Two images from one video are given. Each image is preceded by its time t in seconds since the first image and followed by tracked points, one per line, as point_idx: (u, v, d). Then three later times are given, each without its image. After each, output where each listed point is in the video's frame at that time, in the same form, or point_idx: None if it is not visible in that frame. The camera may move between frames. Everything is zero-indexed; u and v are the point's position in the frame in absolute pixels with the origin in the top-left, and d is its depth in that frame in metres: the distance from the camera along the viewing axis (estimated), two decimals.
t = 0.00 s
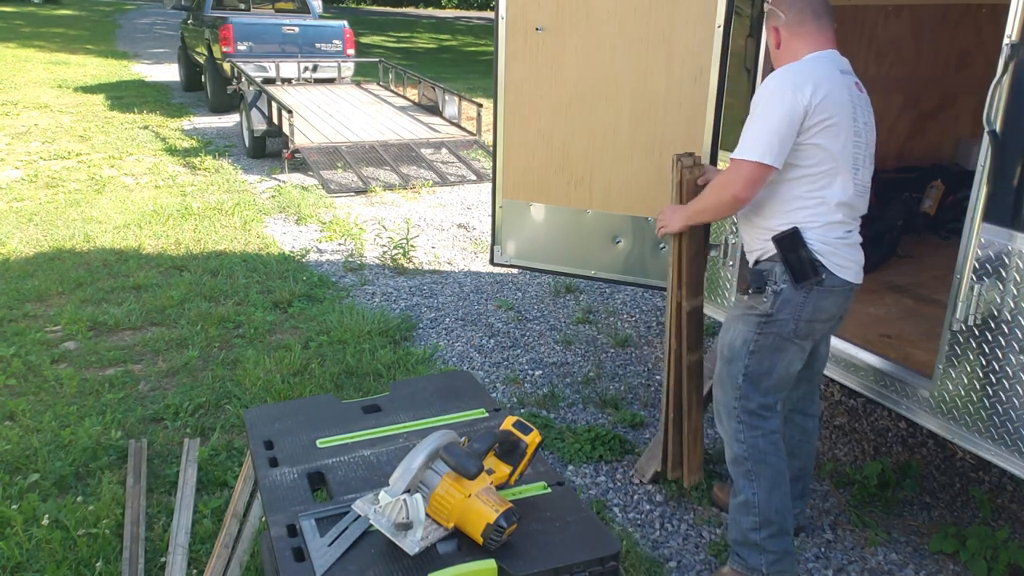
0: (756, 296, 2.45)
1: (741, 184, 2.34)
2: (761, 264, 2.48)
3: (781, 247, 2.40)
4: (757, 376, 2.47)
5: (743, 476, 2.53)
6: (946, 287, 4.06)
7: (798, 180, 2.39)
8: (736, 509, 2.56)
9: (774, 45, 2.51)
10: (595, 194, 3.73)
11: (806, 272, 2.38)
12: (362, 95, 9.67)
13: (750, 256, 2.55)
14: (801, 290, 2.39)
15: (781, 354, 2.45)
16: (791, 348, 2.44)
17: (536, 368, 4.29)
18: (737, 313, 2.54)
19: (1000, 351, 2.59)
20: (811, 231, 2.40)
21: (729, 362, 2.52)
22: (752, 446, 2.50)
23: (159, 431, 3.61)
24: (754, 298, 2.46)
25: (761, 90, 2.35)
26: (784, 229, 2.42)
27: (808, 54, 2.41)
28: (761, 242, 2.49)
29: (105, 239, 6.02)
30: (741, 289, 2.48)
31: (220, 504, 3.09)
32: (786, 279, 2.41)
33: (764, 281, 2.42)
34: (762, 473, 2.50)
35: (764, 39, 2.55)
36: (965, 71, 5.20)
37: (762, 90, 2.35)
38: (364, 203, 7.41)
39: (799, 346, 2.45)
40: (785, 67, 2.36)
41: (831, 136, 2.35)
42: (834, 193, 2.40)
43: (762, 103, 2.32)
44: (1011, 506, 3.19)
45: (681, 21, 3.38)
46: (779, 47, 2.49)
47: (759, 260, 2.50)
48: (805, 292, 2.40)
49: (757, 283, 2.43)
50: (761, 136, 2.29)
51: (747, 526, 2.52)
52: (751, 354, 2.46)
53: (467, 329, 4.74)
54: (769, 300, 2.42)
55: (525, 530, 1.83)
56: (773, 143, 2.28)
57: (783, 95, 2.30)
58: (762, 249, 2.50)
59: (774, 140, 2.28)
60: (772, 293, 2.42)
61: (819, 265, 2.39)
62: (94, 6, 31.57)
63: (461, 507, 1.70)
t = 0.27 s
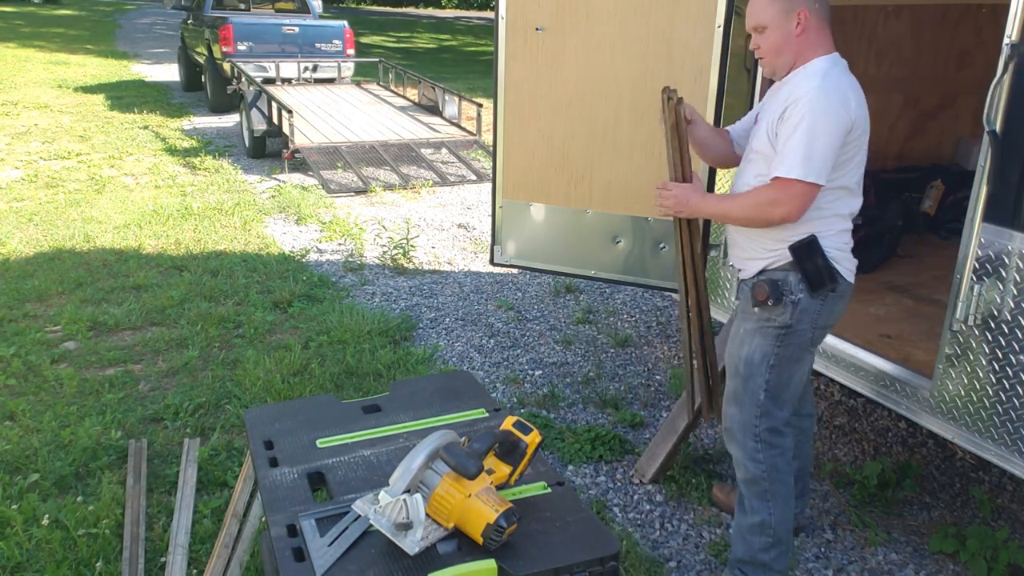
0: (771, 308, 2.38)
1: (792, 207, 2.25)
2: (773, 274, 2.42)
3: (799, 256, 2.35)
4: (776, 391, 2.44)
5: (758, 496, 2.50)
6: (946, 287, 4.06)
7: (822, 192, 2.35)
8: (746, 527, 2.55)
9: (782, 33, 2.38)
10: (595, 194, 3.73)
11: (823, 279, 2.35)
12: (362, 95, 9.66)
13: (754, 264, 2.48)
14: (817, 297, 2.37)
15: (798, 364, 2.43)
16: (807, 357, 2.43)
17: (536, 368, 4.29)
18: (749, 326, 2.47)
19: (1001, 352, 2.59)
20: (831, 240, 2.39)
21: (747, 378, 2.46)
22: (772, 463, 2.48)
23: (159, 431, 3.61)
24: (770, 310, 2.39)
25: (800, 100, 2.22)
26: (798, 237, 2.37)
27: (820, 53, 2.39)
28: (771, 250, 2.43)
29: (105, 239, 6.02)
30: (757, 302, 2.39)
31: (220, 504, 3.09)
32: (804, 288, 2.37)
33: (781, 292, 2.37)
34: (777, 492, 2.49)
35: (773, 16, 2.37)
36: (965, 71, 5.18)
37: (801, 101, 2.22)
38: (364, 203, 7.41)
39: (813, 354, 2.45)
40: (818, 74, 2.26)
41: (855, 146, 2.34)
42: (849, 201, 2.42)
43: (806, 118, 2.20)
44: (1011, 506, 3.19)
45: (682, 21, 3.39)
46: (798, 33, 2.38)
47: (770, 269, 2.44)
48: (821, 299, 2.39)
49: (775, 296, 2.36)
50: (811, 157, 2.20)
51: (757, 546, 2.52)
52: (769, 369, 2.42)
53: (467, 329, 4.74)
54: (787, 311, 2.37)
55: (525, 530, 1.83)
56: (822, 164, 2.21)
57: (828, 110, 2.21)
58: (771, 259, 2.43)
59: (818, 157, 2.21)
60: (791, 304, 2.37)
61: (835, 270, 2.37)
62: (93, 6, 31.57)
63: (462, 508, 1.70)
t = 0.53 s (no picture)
0: (770, 333, 2.28)
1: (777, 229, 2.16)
2: (770, 296, 2.31)
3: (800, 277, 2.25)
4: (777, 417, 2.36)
5: (755, 518, 2.44)
6: (946, 287, 4.06)
7: (821, 214, 2.27)
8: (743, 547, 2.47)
9: (794, 34, 2.16)
10: (595, 194, 3.74)
11: (822, 300, 2.26)
12: (362, 96, 9.66)
13: (745, 283, 2.37)
14: (816, 318, 2.29)
15: (797, 387, 2.35)
16: (806, 379, 2.36)
17: (536, 368, 4.29)
18: (745, 352, 2.35)
19: (1001, 351, 2.59)
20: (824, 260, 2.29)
21: (747, 409, 2.36)
22: (769, 488, 2.40)
23: (159, 431, 3.61)
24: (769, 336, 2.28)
25: (814, 113, 2.10)
26: (796, 257, 2.28)
27: (826, 65, 2.22)
28: (767, 268, 2.32)
29: (105, 239, 6.02)
30: (757, 328, 2.28)
31: (220, 504, 3.09)
32: (802, 310, 2.28)
33: (781, 317, 2.26)
34: (775, 515, 2.43)
35: (789, 18, 2.13)
36: (965, 71, 5.18)
37: (816, 112, 2.10)
38: (364, 203, 7.41)
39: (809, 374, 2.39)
40: (833, 86, 2.14)
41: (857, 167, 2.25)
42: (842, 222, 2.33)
43: (819, 131, 2.09)
44: (1011, 506, 3.18)
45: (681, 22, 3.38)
46: (812, 41, 2.18)
47: (765, 291, 2.33)
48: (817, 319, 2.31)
49: (776, 321, 2.25)
50: (816, 175, 2.09)
51: (756, 565, 2.44)
52: (769, 395, 2.32)
53: (467, 329, 4.74)
54: (788, 335, 2.27)
55: (525, 530, 1.82)
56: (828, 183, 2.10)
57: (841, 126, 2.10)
58: (765, 278, 2.33)
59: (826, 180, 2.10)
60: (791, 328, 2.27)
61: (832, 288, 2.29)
62: (93, 6, 31.59)
63: (461, 507, 1.70)
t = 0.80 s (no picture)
0: (773, 360, 2.19)
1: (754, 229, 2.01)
2: (767, 319, 2.20)
3: (800, 298, 2.17)
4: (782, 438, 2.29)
5: (762, 533, 2.35)
6: (946, 287, 4.06)
7: (813, 226, 2.16)
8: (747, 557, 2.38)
9: (790, 31, 2.03)
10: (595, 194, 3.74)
11: (820, 316, 2.20)
12: (362, 96, 9.66)
13: (740, 305, 2.25)
14: (814, 335, 2.22)
15: (799, 404, 2.29)
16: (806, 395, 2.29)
17: (536, 368, 4.29)
18: (745, 380, 2.25)
19: (1000, 351, 2.59)
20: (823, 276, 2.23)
21: (753, 435, 2.26)
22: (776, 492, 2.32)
23: (159, 431, 3.61)
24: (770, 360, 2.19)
25: (810, 113, 1.98)
26: (796, 275, 2.18)
27: (816, 64, 2.10)
28: (763, 287, 2.20)
29: (105, 239, 6.02)
30: (759, 355, 2.18)
31: (220, 504, 3.09)
32: (801, 329, 2.19)
33: (782, 340, 2.17)
34: (783, 528, 2.35)
35: (784, 10, 1.99)
36: (965, 71, 5.21)
37: (812, 110, 1.98)
38: (364, 203, 7.41)
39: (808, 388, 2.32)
40: (830, 88, 2.02)
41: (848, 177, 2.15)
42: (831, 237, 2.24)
43: (812, 129, 1.97)
44: (1011, 506, 3.18)
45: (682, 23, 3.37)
46: (805, 37, 2.05)
47: (760, 313, 2.22)
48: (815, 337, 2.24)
49: (781, 349, 2.17)
50: (806, 178, 1.96)
51: None
52: (775, 420, 2.25)
53: (467, 329, 4.74)
54: (790, 357, 2.19)
55: (526, 530, 1.82)
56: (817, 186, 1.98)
57: (835, 127, 1.99)
58: (761, 299, 2.21)
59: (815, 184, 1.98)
60: (793, 350, 2.19)
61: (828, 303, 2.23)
62: (93, 6, 31.58)
63: (462, 507, 1.70)
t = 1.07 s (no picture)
0: (736, 388, 2.07)
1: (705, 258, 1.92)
2: (729, 346, 2.07)
3: (762, 323, 2.06)
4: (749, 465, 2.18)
5: (742, 550, 2.26)
6: (947, 287, 4.05)
7: (770, 250, 2.05)
8: (736, 574, 2.31)
9: (729, 49, 1.94)
10: (594, 194, 3.71)
11: (782, 340, 2.10)
12: (362, 95, 9.65)
13: (699, 331, 2.10)
14: (776, 361, 2.12)
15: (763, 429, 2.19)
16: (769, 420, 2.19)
17: (536, 368, 4.29)
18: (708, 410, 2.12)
19: (1001, 351, 2.58)
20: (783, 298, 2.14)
21: (719, 466, 2.15)
22: (753, 515, 2.23)
23: (158, 431, 3.60)
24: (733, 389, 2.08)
25: (752, 134, 1.88)
26: (757, 301, 2.07)
27: (762, 80, 2.01)
28: (723, 311, 2.07)
29: (104, 239, 6.01)
30: (722, 385, 2.06)
31: (219, 504, 3.08)
32: (762, 355, 2.09)
33: (745, 368, 2.06)
34: (761, 542, 2.26)
35: (721, 30, 1.91)
36: (965, 71, 5.20)
37: (757, 132, 1.88)
38: (364, 203, 7.40)
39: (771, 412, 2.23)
40: (775, 107, 1.92)
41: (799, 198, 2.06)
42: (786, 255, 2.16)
43: (757, 154, 1.87)
44: (1012, 506, 3.17)
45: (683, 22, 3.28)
46: (745, 55, 1.96)
47: (720, 340, 2.09)
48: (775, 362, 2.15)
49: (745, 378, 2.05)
50: (749, 202, 1.87)
51: None
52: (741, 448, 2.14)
53: (467, 329, 4.73)
54: (754, 384, 2.08)
55: (526, 530, 1.82)
56: (761, 212, 1.89)
57: (782, 150, 1.88)
58: (720, 324, 2.09)
59: (759, 209, 1.88)
60: (755, 376, 2.08)
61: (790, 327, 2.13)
62: (92, 6, 31.55)
63: (462, 508, 1.69)
